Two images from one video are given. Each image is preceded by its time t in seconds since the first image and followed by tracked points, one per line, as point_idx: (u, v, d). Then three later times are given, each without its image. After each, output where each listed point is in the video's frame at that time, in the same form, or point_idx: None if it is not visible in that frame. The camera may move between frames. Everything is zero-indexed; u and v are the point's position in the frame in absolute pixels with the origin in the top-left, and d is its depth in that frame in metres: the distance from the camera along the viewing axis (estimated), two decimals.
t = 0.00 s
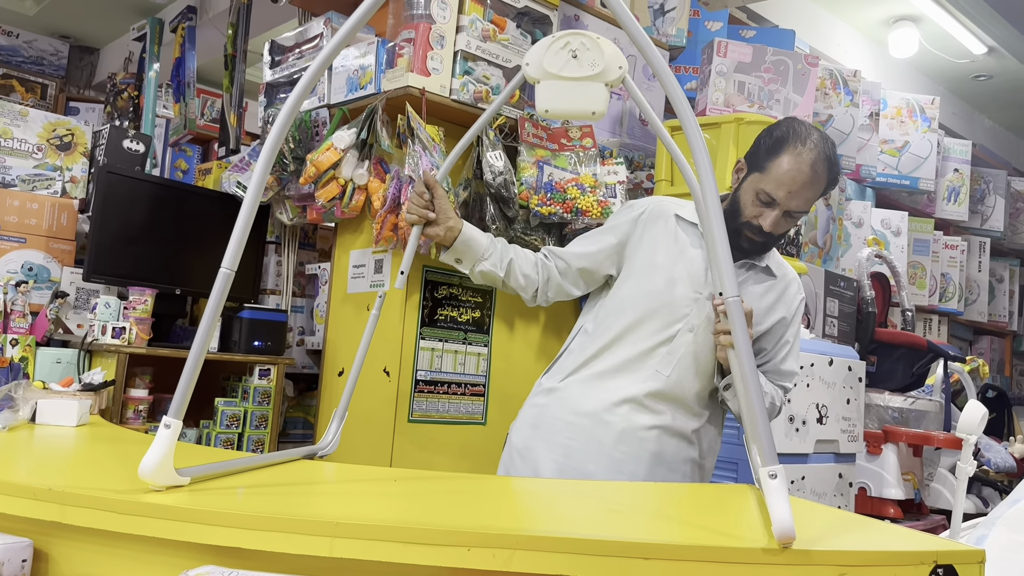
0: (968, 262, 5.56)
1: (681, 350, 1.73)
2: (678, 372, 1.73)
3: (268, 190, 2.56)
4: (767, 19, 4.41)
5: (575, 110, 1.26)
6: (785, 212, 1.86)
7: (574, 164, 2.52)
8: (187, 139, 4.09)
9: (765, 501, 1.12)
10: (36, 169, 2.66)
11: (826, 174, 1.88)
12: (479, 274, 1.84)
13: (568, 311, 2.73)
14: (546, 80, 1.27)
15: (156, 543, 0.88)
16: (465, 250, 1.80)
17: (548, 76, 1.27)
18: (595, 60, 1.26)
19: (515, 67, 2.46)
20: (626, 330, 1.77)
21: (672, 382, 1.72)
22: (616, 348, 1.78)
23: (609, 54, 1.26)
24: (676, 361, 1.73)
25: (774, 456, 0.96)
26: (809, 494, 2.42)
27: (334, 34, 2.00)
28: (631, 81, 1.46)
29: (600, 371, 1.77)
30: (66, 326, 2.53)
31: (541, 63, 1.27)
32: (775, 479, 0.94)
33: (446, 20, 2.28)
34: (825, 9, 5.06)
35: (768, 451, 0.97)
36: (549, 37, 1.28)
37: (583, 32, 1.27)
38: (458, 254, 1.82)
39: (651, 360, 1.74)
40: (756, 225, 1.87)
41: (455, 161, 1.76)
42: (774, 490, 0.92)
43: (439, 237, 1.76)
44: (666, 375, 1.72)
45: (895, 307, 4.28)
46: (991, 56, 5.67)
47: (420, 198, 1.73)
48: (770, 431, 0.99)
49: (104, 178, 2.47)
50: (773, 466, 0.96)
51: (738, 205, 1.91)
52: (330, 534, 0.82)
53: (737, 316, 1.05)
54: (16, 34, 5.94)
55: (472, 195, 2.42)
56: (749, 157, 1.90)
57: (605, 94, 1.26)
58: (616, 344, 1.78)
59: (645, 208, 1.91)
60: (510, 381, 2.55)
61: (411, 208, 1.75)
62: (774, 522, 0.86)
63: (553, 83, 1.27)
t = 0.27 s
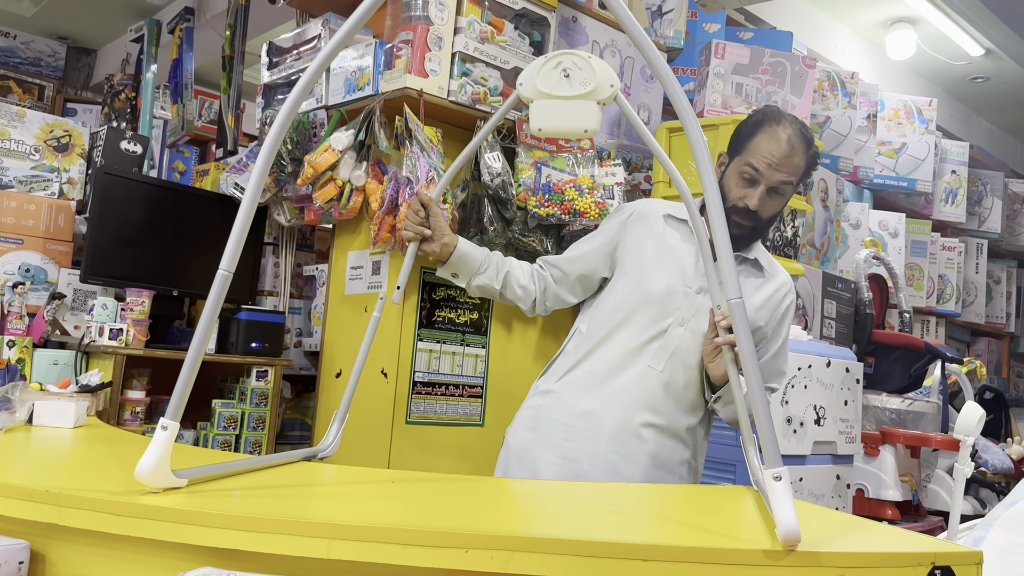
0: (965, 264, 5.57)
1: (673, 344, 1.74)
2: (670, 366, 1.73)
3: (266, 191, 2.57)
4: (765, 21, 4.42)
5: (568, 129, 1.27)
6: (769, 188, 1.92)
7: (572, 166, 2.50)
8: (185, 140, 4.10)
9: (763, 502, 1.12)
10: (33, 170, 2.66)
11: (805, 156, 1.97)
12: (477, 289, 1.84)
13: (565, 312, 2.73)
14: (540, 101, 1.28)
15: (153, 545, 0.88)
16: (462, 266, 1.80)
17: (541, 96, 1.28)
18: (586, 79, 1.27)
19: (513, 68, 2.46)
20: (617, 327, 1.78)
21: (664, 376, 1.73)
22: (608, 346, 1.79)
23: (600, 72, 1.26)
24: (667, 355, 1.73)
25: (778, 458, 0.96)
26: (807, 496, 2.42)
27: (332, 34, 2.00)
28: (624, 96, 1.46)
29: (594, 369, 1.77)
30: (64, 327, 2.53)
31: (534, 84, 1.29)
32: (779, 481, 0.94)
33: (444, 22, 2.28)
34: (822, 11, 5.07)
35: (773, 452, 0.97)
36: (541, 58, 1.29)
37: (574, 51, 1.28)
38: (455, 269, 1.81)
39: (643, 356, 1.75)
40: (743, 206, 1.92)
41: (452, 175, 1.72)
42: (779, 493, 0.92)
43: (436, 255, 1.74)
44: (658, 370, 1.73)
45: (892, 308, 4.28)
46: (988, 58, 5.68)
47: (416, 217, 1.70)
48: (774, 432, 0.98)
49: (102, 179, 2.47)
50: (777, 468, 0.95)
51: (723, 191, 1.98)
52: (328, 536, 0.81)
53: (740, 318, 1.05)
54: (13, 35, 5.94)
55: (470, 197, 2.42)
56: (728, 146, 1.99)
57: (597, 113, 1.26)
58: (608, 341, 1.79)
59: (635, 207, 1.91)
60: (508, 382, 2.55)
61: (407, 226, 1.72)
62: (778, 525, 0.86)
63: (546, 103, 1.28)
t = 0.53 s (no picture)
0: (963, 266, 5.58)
1: (655, 340, 1.73)
2: (653, 363, 1.72)
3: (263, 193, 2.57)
4: (763, 23, 4.42)
5: (565, 134, 1.27)
6: (731, 166, 1.92)
7: (570, 167, 2.52)
8: (183, 142, 4.10)
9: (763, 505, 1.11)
10: (31, 171, 2.65)
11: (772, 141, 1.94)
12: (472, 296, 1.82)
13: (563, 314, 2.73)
14: (537, 107, 1.28)
15: (151, 546, 0.88)
16: (462, 273, 1.77)
17: (538, 101, 1.29)
18: (583, 84, 1.27)
19: (511, 70, 2.46)
20: (599, 327, 1.79)
21: (648, 373, 1.72)
22: (592, 345, 1.79)
23: (596, 76, 1.26)
24: (650, 351, 1.73)
25: (776, 459, 0.96)
26: (805, 497, 2.42)
27: (331, 35, 2.00)
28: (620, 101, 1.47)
29: (580, 369, 1.78)
30: (61, 328, 2.51)
31: (531, 89, 1.29)
32: (776, 482, 0.94)
33: (442, 23, 2.29)
34: (820, 13, 5.08)
35: (771, 454, 0.97)
36: (538, 63, 1.30)
37: (570, 56, 1.28)
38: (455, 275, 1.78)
39: (627, 354, 1.75)
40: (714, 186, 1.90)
41: (453, 186, 1.70)
42: (777, 494, 0.92)
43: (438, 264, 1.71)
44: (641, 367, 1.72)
45: (890, 310, 4.29)
46: (986, 60, 5.69)
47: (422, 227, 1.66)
48: (772, 435, 0.98)
49: (100, 181, 2.47)
50: (775, 469, 0.96)
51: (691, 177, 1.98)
52: (326, 537, 0.81)
53: (738, 319, 1.05)
54: (11, 36, 5.95)
55: (468, 198, 2.42)
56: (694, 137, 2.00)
57: (595, 117, 1.27)
58: (592, 341, 1.79)
59: (617, 215, 1.96)
60: (505, 384, 2.55)
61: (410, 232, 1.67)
62: (776, 526, 0.86)
63: (543, 108, 1.28)
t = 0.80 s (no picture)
0: (961, 267, 5.59)
1: (617, 337, 1.75)
2: (618, 358, 1.73)
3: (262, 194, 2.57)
4: (761, 25, 4.43)
5: (566, 134, 1.27)
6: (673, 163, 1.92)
7: (569, 168, 2.52)
8: (181, 143, 4.10)
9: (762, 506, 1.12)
10: (30, 172, 2.65)
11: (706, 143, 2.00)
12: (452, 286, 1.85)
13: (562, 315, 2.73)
14: (538, 106, 1.28)
15: (150, 547, 0.88)
16: (452, 261, 1.79)
17: (539, 101, 1.29)
18: (584, 84, 1.27)
19: (510, 72, 2.46)
20: (566, 332, 1.83)
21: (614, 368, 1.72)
22: (561, 350, 1.82)
23: (597, 76, 1.27)
24: (613, 347, 1.74)
25: (773, 459, 0.97)
26: (803, 498, 2.42)
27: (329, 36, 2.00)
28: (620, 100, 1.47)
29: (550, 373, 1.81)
30: (60, 330, 2.51)
31: (532, 89, 1.29)
32: (774, 483, 0.94)
33: (441, 25, 2.29)
34: (818, 15, 5.09)
35: (768, 455, 0.98)
36: (538, 63, 1.30)
37: (571, 56, 1.28)
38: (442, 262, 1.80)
39: (593, 354, 1.76)
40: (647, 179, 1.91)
41: (453, 184, 1.70)
42: (774, 494, 0.93)
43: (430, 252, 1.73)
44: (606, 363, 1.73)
45: (888, 311, 4.29)
46: (983, 62, 5.71)
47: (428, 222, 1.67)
48: (770, 437, 0.98)
49: (98, 182, 2.46)
50: (774, 470, 0.96)
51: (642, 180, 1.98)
52: (325, 539, 0.81)
53: (736, 319, 1.04)
54: (9, 38, 5.95)
55: (467, 200, 2.42)
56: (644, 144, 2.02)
57: (595, 118, 1.27)
58: (560, 346, 1.83)
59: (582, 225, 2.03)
60: (504, 385, 2.55)
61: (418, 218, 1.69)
62: (774, 527, 0.86)
63: (545, 107, 1.28)
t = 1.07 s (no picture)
0: (960, 268, 5.59)
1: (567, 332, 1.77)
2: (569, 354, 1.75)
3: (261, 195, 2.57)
4: (760, 26, 4.44)
5: (559, 134, 1.27)
6: (611, 165, 1.84)
7: (568, 170, 2.52)
8: (180, 144, 4.09)
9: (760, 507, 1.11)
10: (29, 174, 2.65)
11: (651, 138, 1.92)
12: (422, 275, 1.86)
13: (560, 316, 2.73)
14: (530, 105, 1.28)
15: (149, 549, 0.88)
16: (431, 253, 1.82)
17: (534, 100, 1.28)
18: (579, 84, 1.27)
19: (509, 73, 2.47)
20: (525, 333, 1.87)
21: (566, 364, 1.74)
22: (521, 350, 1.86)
23: (591, 76, 1.27)
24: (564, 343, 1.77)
25: (773, 462, 0.96)
26: (802, 499, 2.42)
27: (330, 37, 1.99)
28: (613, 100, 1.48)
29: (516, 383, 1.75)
30: (59, 331, 2.51)
31: (526, 87, 1.28)
32: (774, 484, 0.94)
33: (440, 26, 2.29)
34: (817, 16, 5.10)
35: (768, 457, 0.97)
36: (532, 63, 1.29)
37: (565, 55, 1.28)
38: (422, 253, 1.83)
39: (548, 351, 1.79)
40: (586, 186, 1.88)
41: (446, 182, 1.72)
42: (773, 495, 0.92)
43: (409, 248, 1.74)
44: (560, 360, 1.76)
45: (887, 312, 4.29)
46: (982, 64, 5.72)
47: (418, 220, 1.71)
48: (769, 439, 0.98)
49: (96, 183, 2.46)
50: (773, 472, 0.96)
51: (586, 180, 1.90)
52: (324, 540, 0.81)
53: (736, 320, 1.05)
54: (8, 39, 5.95)
55: (466, 201, 2.42)
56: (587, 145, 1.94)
57: (590, 117, 1.27)
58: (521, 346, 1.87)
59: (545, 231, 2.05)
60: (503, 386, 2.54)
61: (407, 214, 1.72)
62: (773, 529, 0.86)
63: (539, 107, 1.28)
